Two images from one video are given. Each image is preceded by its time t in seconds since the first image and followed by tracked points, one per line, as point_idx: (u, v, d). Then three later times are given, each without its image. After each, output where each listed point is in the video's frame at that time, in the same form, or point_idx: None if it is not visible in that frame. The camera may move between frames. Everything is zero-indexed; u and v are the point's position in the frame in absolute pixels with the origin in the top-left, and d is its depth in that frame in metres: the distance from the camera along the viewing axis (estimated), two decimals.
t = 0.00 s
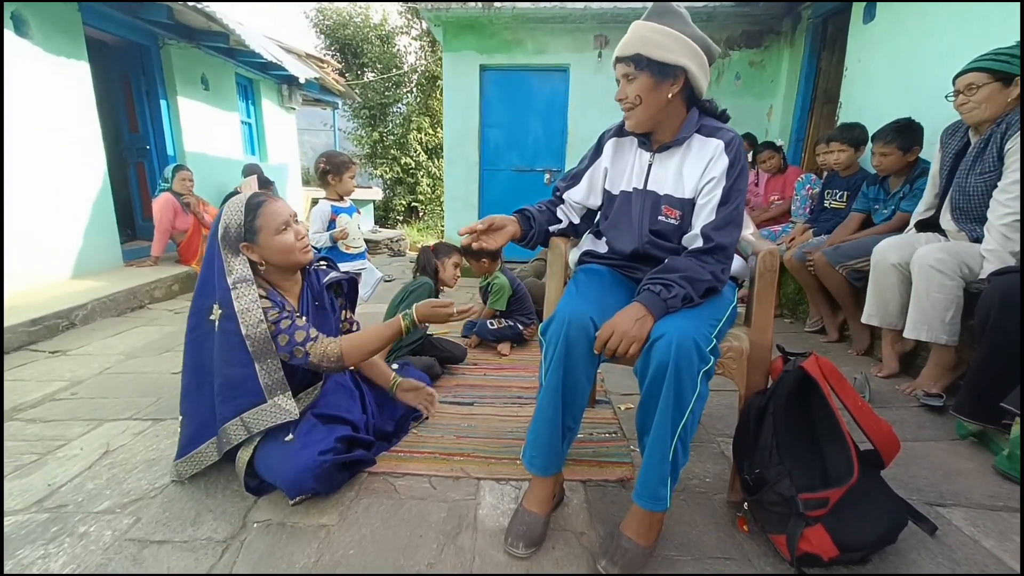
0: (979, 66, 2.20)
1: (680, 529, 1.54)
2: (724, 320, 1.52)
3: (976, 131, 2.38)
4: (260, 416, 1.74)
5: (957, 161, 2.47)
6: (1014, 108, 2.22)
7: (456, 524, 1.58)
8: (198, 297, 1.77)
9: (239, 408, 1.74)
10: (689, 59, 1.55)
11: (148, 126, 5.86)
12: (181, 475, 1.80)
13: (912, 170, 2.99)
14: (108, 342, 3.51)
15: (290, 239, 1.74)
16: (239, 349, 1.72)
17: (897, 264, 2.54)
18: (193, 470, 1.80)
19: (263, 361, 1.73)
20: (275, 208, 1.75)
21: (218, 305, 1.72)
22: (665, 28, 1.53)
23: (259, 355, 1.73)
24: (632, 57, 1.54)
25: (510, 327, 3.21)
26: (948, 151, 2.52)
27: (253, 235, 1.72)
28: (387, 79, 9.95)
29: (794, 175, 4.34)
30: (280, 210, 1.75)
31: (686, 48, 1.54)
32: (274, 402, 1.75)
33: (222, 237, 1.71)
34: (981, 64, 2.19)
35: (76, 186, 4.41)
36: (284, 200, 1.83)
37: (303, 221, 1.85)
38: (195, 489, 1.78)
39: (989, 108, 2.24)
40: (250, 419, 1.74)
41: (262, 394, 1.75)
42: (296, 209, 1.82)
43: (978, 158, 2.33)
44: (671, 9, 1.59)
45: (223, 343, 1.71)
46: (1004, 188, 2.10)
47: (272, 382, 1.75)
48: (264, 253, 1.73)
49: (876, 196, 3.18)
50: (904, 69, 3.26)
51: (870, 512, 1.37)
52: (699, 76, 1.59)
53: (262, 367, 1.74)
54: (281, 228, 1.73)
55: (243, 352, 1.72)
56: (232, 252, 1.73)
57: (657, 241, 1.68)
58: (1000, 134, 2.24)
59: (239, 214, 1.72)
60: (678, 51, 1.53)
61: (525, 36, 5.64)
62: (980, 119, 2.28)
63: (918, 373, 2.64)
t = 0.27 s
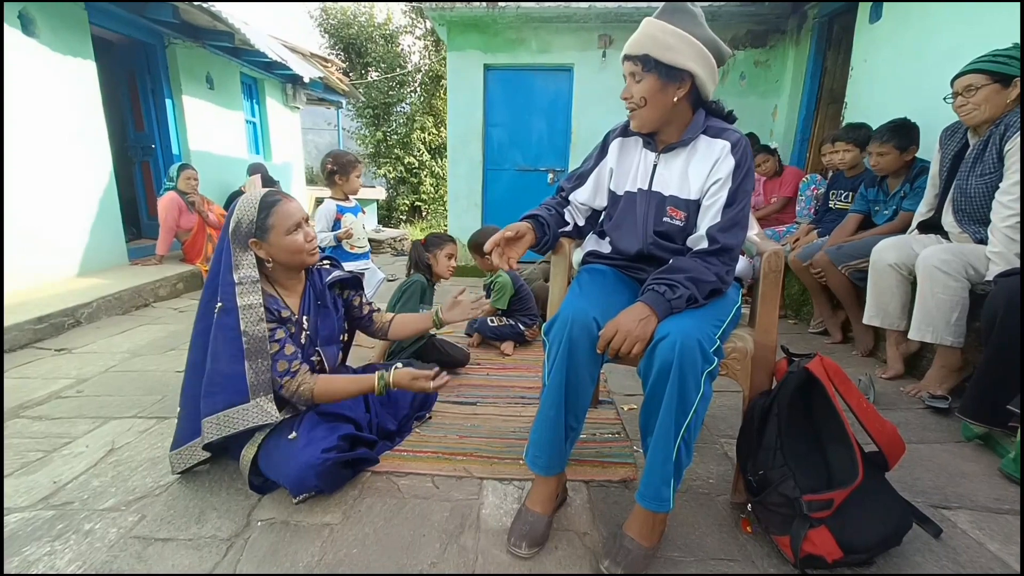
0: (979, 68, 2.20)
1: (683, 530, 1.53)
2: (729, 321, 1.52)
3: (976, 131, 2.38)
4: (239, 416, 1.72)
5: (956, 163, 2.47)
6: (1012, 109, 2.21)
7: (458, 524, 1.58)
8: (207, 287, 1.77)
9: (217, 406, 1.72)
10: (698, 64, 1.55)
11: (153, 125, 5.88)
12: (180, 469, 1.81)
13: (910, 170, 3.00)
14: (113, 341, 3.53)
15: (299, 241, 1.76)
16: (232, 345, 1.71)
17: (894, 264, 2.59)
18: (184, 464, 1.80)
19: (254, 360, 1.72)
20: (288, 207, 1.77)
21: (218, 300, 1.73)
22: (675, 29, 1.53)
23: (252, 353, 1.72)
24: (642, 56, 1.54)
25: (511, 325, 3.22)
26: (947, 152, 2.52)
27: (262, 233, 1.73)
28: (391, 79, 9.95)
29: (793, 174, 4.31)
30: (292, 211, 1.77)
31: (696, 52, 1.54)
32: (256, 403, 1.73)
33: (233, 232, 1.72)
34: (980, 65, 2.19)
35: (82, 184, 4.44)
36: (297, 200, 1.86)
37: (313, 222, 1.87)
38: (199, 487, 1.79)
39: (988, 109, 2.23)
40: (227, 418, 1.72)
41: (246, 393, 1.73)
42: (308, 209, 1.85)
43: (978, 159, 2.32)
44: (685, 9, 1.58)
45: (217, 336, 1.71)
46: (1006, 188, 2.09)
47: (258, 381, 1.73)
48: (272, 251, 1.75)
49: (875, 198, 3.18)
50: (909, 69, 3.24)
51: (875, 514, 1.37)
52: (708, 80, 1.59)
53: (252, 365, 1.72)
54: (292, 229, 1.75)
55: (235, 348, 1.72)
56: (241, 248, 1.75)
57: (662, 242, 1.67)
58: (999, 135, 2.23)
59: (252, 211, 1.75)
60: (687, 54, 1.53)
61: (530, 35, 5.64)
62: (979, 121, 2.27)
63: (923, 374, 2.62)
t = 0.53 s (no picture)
0: (980, 69, 2.19)
1: (683, 530, 1.53)
2: (729, 321, 1.52)
3: (976, 132, 2.37)
4: (219, 416, 1.71)
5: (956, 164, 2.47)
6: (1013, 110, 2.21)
7: (459, 523, 1.59)
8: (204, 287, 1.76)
9: (199, 405, 1.70)
10: (698, 74, 1.55)
11: (154, 124, 5.88)
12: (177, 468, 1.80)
13: (908, 169, 3.00)
14: (114, 339, 3.53)
15: (296, 239, 1.78)
16: (219, 343, 1.71)
17: (893, 264, 2.59)
18: (181, 463, 1.78)
19: (240, 360, 1.72)
20: (285, 206, 1.78)
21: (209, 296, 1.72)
22: (676, 37, 1.51)
23: (238, 353, 1.71)
24: (643, 67, 1.53)
25: (510, 325, 3.22)
26: (948, 153, 2.52)
27: (259, 231, 1.75)
28: (392, 78, 9.96)
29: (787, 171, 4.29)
30: (290, 209, 1.79)
31: (697, 62, 1.53)
32: (238, 404, 1.73)
33: (229, 231, 1.73)
34: (981, 66, 2.19)
35: (83, 183, 4.44)
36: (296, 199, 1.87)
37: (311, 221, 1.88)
38: (200, 486, 1.79)
39: (989, 110, 2.23)
40: (208, 417, 1.70)
41: (231, 392, 1.72)
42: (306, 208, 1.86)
43: (979, 160, 2.32)
44: (689, 12, 1.56)
45: (206, 332, 1.70)
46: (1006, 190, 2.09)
47: (243, 381, 1.72)
48: (269, 250, 1.76)
49: (874, 198, 3.19)
50: (911, 70, 3.24)
51: (876, 514, 1.37)
52: (707, 88, 1.59)
53: (238, 366, 1.72)
54: (289, 227, 1.77)
55: (223, 345, 1.71)
56: (238, 246, 1.75)
57: (661, 242, 1.68)
58: (1000, 136, 2.23)
59: (249, 209, 1.75)
60: (688, 65, 1.52)
61: (531, 35, 5.64)
62: (980, 122, 2.27)
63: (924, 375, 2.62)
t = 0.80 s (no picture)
0: (986, 65, 2.18)
1: (687, 529, 1.53)
2: (733, 320, 1.52)
3: (983, 130, 2.36)
4: (232, 412, 1.72)
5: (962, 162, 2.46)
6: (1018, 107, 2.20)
7: (463, 522, 1.59)
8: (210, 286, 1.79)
9: (213, 402, 1.71)
10: (699, 70, 1.54)
11: (158, 125, 5.91)
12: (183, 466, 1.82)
13: (917, 167, 2.99)
14: (119, 340, 3.55)
15: (299, 240, 1.78)
16: (231, 338, 1.72)
17: (896, 263, 2.59)
18: (186, 463, 1.80)
19: (250, 356, 1.73)
20: (288, 206, 1.79)
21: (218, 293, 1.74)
22: (674, 38, 1.51)
23: (248, 349, 1.73)
24: (643, 69, 1.53)
25: (512, 326, 3.22)
26: (953, 151, 2.50)
27: (263, 229, 1.76)
28: (394, 79, 9.98)
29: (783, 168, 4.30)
30: (292, 209, 1.79)
31: (696, 59, 1.53)
32: (250, 399, 1.74)
33: (234, 228, 1.74)
34: (988, 63, 2.17)
35: (87, 184, 4.46)
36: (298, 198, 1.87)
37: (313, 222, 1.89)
38: (206, 484, 1.80)
39: (995, 107, 2.22)
40: (222, 414, 1.71)
41: (242, 389, 1.73)
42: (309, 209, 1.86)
43: (985, 158, 2.31)
44: (684, 12, 1.55)
45: (217, 330, 1.72)
46: (1012, 188, 2.08)
47: (254, 376, 1.73)
48: (271, 249, 1.77)
49: (882, 195, 3.17)
50: (914, 68, 3.23)
51: (881, 513, 1.36)
52: (711, 84, 1.59)
53: (248, 361, 1.73)
54: (292, 228, 1.77)
55: (234, 342, 1.72)
56: (243, 244, 1.77)
57: (665, 242, 1.68)
58: (1006, 134, 2.22)
59: (254, 207, 1.76)
60: (688, 63, 1.52)
61: (533, 35, 5.64)
62: (985, 119, 2.25)
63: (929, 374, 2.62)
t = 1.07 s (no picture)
0: (988, 64, 2.17)
1: (688, 529, 1.54)
2: (733, 320, 1.52)
3: (984, 129, 2.36)
4: (221, 410, 1.70)
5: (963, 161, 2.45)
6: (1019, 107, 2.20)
7: (463, 522, 1.59)
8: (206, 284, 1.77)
9: (203, 399, 1.70)
10: (700, 70, 1.54)
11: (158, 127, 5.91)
12: (184, 466, 1.82)
13: (919, 167, 3.00)
14: (119, 341, 3.55)
15: (296, 241, 1.78)
16: (223, 335, 1.71)
17: (896, 262, 2.59)
18: (190, 460, 1.81)
19: (242, 353, 1.73)
20: (287, 207, 1.79)
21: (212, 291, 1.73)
22: (675, 37, 1.51)
23: (241, 346, 1.72)
24: (643, 68, 1.53)
25: (510, 327, 3.22)
26: (954, 150, 2.50)
27: (259, 229, 1.76)
28: (394, 79, 9.98)
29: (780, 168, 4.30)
30: (291, 210, 1.79)
31: (697, 58, 1.53)
32: (241, 397, 1.72)
33: (231, 226, 1.75)
34: (989, 62, 2.17)
35: (87, 186, 4.46)
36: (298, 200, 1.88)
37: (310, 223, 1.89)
38: (207, 485, 1.80)
39: (996, 106, 2.22)
40: (211, 411, 1.70)
41: (233, 386, 1.72)
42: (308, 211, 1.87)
43: (986, 157, 2.30)
44: (684, 11, 1.55)
45: (210, 326, 1.71)
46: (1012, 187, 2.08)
47: (245, 373, 1.73)
48: (266, 248, 1.77)
49: (885, 194, 3.18)
50: (914, 67, 3.23)
51: (881, 512, 1.36)
52: (711, 83, 1.59)
53: (240, 359, 1.72)
54: (289, 229, 1.77)
55: (226, 338, 1.71)
56: (238, 242, 1.78)
57: (665, 243, 1.68)
58: (1007, 132, 2.22)
59: (252, 207, 1.78)
60: (689, 63, 1.52)
61: (532, 35, 5.64)
62: (987, 118, 2.25)
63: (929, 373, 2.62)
